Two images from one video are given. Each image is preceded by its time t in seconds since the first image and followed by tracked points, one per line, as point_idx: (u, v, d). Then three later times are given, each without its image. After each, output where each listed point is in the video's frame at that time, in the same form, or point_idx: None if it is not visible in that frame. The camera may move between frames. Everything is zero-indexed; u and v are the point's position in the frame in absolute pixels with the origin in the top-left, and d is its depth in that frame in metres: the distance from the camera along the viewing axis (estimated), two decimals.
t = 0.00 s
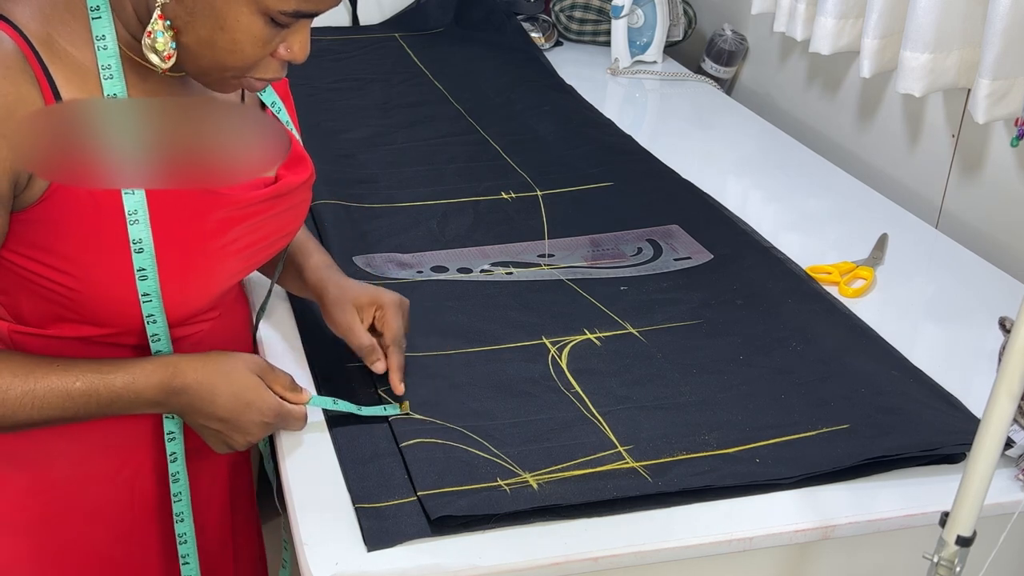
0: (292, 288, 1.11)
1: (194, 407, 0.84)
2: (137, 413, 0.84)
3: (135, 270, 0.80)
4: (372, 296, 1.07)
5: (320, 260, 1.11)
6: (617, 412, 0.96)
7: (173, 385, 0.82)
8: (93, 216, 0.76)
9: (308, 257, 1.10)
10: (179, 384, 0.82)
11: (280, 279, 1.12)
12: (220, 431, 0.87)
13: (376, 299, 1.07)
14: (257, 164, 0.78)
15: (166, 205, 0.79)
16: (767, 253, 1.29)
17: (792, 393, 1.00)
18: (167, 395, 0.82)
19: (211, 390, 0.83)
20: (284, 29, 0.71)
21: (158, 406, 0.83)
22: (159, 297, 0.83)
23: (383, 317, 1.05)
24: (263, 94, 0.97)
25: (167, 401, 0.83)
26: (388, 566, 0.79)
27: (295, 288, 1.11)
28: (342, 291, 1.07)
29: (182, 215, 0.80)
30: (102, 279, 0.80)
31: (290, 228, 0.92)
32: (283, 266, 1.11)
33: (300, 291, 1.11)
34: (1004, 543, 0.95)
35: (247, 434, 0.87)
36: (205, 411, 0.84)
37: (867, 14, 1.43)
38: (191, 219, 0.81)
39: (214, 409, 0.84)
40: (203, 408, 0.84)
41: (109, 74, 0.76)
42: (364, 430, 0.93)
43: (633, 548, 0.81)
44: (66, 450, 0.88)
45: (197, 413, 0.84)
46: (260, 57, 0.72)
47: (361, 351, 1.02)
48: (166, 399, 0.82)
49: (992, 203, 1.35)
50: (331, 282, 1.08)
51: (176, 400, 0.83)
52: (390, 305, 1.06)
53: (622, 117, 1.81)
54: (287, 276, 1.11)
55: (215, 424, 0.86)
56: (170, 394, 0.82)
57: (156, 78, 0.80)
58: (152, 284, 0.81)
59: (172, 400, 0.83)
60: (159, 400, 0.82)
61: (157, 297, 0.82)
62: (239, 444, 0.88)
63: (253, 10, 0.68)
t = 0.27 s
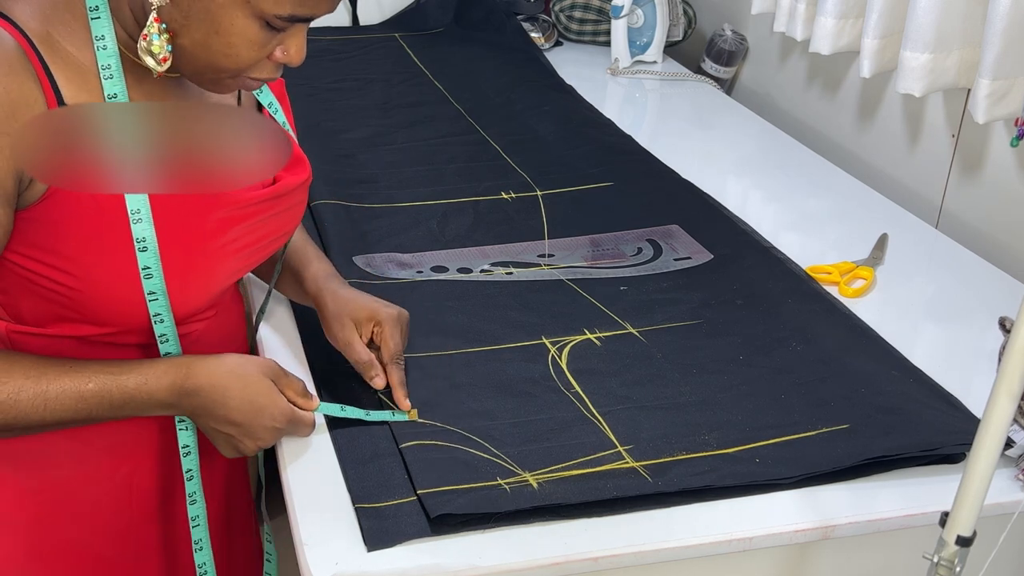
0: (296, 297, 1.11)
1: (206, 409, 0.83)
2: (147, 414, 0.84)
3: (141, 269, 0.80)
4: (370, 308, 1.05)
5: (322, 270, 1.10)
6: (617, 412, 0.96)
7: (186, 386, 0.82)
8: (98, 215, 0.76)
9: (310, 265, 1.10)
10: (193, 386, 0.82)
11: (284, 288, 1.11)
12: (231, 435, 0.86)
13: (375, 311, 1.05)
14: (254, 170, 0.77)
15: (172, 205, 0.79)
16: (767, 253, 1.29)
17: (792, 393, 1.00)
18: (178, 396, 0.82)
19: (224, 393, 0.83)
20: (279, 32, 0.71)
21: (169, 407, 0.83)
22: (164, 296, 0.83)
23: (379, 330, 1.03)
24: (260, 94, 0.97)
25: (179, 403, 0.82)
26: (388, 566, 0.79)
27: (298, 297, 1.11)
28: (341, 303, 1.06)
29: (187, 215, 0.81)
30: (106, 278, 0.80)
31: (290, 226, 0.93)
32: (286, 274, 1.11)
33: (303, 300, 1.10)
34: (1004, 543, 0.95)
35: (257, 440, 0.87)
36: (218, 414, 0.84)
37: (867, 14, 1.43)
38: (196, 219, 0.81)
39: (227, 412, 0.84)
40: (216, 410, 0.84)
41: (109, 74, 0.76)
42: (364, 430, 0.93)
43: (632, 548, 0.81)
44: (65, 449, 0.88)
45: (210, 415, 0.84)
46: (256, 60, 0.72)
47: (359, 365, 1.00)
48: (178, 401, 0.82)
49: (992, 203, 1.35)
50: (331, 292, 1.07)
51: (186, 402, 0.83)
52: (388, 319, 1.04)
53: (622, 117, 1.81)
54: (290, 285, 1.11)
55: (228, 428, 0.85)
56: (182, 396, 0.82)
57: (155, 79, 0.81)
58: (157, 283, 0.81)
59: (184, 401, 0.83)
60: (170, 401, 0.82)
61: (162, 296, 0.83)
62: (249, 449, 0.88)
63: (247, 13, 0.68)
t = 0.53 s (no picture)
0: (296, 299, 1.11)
1: (208, 410, 0.83)
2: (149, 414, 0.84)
3: (141, 269, 0.80)
4: (367, 311, 1.04)
5: (320, 272, 1.09)
6: (617, 412, 0.96)
7: (189, 387, 0.82)
8: (99, 215, 0.76)
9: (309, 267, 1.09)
10: (196, 387, 0.82)
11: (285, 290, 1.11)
12: (233, 436, 0.86)
13: (371, 314, 1.04)
14: (248, 171, 0.80)
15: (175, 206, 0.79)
16: (767, 253, 1.29)
17: (792, 393, 1.00)
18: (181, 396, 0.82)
19: (227, 394, 0.83)
20: (274, 33, 0.71)
21: (170, 407, 0.83)
22: (165, 295, 0.83)
23: (376, 334, 1.02)
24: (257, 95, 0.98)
25: (181, 403, 0.82)
26: (388, 566, 0.79)
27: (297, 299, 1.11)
28: (338, 306, 1.05)
29: (191, 215, 0.80)
30: (107, 278, 0.80)
31: (290, 225, 0.92)
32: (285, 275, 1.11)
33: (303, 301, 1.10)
34: (1004, 543, 0.95)
35: (258, 441, 0.87)
36: (220, 415, 0.84)
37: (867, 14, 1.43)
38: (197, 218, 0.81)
39: (229, 413, 0.84)
40: (219, 412, 0.84)
41: (107, 74, 0.76)
42: (364, 430, 0.93)
43: (633, 548, 0.81)
44: (64, 450, 0.88)
45: (212, 416, 0.84)
46: (250, 61, 0.72)
47: (359, 369, 1.01)
48: (181, 401, 0.82)
49: (992, 203, 1.35)
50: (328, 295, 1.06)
51: (189, 403, 0.83)
52: (385, 324, 1.03)
53: (622, 117, 1.81)
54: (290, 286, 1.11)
55: (230, 429, 0.85)
56: (184, 396, 0.82)
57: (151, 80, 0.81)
58: (158, 283, 0.82)
59: (187, 401, 0.83)
60: (172, 402, 0.82)
61: (163, 295, 0.83)
62: (250, 450, 0.88)
63: (242, 15, 0.68)
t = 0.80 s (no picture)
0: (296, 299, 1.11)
1: (209, 412, 0.83)
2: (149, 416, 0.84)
3: (141, 270, 0.80)
4: (368, 312, 1.04)
5: (321, 272, 1.09)
6: (617, 412, 0.96)
7: (189, 389, 0.82)
8: (100, 216, 0.76)
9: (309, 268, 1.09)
10: (196, 389, 0.82)
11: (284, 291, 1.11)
12: (233, 438, 0.86)
13: (372, 315, 1.03)
14: (251, 174, 0.77)
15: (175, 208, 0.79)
16: (767, 253, 1.29)
17: (792, 393, 1.00)
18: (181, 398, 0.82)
19: (227, 395, 0.83)
20: (272, 34, 0.71)
21: (171, 408, 0.83)
22: (165, 296, 0.83)
23: (377, 335, 1.02)
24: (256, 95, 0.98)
25: (182, 404, 0.82)
26: (388, 566, 0.79)
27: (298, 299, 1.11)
28: (339, 307, 1.05)
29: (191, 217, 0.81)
30: (107, 280, 0.80)
31: (288, 225, 0.93)
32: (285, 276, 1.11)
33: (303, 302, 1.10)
34: (1004, 543, 0.95)
35: (259, 442, 0.87)
36: (221, 417, 0.84)
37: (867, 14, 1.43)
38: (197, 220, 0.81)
39: (229, 415, 0.84)
40: (220, 414, 0.84)
41: (106, 75, 0.76)
42: (364, 430, 0.93)
43: (633, 548, 0.81)
44: (63, 450, 0.88)
45: (213, 418, 0.84)
46: (248, 63, 0.72)
47: (359, 370, 1.00)
48: (181, 402, 0.82)
49: (992, 203, 1.35)
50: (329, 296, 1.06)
51: (189, 404, 0.83)
52: (387, 325, 1.03)
53: (622, 117, 1.81)
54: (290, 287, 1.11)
55: (231, 431, 0.86)
56: (184, 398, 0.82)
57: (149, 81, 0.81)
58: (158, 284, 0.82)
59: (187, 403, 0.83)
60: (173, 403, 0.82)
61: (163, 296, 0.83)
62: (251, 452, 0.88)
63: (239, 17, 0.68)
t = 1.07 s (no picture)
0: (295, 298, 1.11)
1: (210, 412, 0.83)
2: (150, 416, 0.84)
3: (145, 268, 0.80)
4: (369, 311, 1.04)
5: (321, 272, 1.09)
6: (617, 412, 0.96)
7: (189, 389, 0.82)
8: (103, 215, 0.76)
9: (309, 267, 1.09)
10: (196, 389, 0.82)
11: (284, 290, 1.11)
12: (234, 438, 0.86)
13: (373, 314, 1.04)
14: (254, 174, 0.76)
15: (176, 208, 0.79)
16: (767, 253, 1.29)
17: (792, 393, 1.00)
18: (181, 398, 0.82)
19: (228, 395, 0.83)
20: (270, 35, 0.71)
21: (172, 408, 0.83)
22: (168, 295, 0.83)
23: (378, 334, 1.02)
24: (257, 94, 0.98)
25: (182, 405, 0.82)
26: (388, 566, 0.79)
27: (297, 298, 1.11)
28: (339, 306, 1.05)
29: (192, 217, 0.81)
30: (109, 278, 0.80)
31: (289, 224, 0.93)
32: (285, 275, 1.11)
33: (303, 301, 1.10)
34: (1004, 542, 0.95)
35: (259, 442, 0.87)
36: (221, 417, 0.84)
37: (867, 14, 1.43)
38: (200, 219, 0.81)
39: (229, 415, 0.84)
40: (221, 414, 0.84)
41: (108, 74, 0.76)
42: (364, 429, 0.93)
43: (633, 548, 0.81)
44: (63, 450, 0.88)
45: (213, 418, 0.84)
46: (247, 64, 0.72)
47: (360, 370, 1.00)
48: (181, 402, 0.82)
49: (992, 203, 1.35)
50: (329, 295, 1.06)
51: (190, 404, 0.83)
52: (388, 324, 1.03)
53: (622, 117, 1.81)
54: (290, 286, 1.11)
55: (232, 431, 0.86)
56: (185, 398, 0.82)
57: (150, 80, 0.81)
58: (161, 281, 0.82)
59: (188, 403, 0.83)
60: (173, 404, 0.82)
61: (166, 294, 0.83)
62: (252, 452, 0.88)
63: (237, 17, 0.68)
